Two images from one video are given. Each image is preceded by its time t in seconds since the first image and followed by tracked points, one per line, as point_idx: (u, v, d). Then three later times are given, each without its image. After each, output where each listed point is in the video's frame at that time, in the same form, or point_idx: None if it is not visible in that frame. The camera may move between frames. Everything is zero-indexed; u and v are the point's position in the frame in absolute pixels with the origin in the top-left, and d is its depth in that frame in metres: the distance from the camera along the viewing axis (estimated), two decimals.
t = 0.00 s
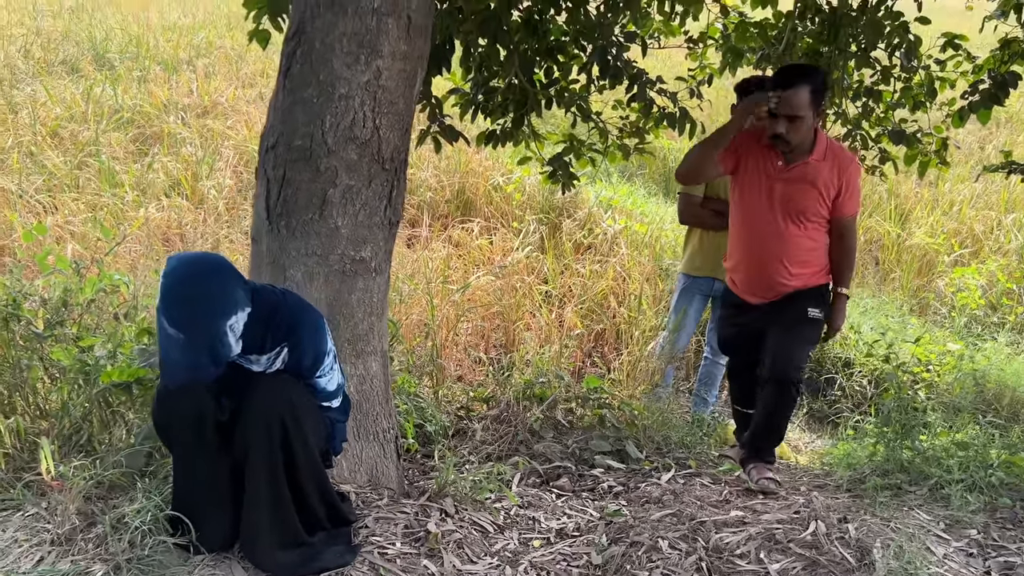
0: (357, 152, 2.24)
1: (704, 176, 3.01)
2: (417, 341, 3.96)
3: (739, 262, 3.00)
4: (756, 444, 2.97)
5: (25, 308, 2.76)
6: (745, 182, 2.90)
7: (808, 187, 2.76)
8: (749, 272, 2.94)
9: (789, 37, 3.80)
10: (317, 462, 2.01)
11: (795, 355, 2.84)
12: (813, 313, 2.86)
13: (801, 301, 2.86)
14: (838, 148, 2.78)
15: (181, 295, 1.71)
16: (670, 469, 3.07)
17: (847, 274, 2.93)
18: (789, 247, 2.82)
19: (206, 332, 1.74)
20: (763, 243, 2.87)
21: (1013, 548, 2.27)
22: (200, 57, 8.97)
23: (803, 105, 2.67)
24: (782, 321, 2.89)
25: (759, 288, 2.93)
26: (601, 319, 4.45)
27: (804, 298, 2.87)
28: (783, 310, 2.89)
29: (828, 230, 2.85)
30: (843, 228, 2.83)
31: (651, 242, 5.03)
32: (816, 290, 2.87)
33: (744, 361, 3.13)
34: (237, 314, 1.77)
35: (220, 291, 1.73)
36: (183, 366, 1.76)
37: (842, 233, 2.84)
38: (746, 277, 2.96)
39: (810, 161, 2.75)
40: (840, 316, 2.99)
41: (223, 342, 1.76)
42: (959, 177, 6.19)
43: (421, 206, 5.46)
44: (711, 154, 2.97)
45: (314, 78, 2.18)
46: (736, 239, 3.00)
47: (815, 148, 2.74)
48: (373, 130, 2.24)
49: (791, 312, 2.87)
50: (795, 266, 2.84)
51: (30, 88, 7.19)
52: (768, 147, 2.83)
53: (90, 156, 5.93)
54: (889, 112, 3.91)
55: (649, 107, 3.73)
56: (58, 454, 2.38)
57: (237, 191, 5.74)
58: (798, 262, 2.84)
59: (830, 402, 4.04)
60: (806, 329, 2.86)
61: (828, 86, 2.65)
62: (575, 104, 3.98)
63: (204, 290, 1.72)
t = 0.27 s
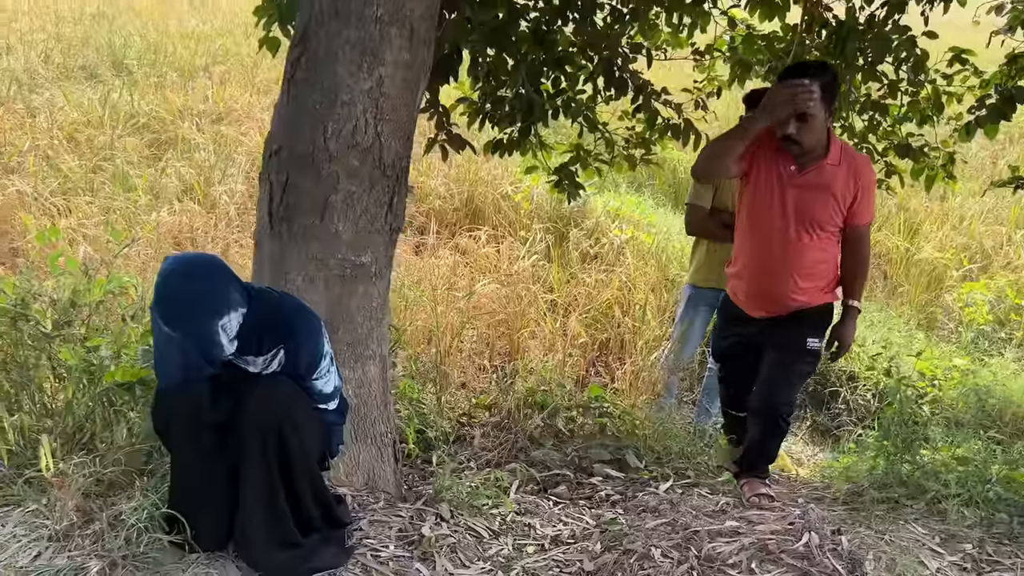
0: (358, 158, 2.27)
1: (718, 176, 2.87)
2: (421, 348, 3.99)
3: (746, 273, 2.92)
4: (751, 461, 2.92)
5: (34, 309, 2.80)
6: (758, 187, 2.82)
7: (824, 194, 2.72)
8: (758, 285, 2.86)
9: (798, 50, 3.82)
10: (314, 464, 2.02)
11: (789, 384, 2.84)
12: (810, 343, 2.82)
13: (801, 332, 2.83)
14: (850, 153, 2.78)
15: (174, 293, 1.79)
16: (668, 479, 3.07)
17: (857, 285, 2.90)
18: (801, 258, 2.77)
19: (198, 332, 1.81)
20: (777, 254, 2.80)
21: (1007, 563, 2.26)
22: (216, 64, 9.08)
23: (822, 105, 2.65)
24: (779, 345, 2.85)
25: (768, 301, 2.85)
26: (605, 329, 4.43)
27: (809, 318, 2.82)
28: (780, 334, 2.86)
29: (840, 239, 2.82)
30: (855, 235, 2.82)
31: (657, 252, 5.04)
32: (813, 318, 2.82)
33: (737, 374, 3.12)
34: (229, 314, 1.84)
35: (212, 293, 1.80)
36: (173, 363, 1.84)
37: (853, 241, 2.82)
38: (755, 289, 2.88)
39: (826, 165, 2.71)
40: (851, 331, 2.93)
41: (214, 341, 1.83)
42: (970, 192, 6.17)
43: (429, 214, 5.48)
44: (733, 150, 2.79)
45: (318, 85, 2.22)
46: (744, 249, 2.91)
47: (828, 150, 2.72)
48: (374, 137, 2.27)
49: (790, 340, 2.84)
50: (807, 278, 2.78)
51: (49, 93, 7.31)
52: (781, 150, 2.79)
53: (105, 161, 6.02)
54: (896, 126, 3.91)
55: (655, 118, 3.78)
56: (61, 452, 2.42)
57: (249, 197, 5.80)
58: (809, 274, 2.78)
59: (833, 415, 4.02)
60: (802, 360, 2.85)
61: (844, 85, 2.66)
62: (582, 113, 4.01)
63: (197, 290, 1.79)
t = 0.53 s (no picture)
0: (359, 167, 2.31)
1: (719, 173, 2.66)
2: (425, 355, 4.02)
3: (745, 275, 2.67)
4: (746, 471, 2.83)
5: (44, 309, 2.86)
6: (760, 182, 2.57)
7: (835, 189, 2.48)
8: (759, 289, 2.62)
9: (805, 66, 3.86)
10: (307, 467, 2.06)
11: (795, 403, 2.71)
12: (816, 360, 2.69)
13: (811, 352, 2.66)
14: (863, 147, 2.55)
15: (170, 291, 1.83)
16: (665, 490, 3.08)
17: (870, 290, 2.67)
18: (807, 260, 2.55)
19: (190, 330, 1.84)
20: (780, 255, 2.56)
21: None
22: (236, 72, 9.20)
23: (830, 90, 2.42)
24: (787, 363, 2.68)
25: (770, 306, 2.62)
26: (610, 340, 4.43)
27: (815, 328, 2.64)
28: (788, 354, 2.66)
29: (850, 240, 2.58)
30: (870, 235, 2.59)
31: (664, 264, 5.05)
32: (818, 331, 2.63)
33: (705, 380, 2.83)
34: (221, 314, 1.87)
35: (205, 293, 1.84)
36: (169, 358, 1.90)
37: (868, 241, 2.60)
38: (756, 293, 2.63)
39: (836, 160, 2.48)
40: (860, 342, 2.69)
41: (206, 340, 1.86)
42: (984, 210, 6.13)
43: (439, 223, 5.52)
44: (731, 141, 2.57)
45: (320, 96, 2.26)
46: (744, 248, 2.67)
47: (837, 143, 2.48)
48: (374, 147, 2.31)
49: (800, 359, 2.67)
50: (813, 281, 2.58)
51: (72, 99, 7.45)
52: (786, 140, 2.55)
53: (123, 166, 6.12)
54: (903, 142, 3.93)
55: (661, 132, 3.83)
56: (64, 450, 2.47)
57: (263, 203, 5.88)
58: (815, 277, 2.57)
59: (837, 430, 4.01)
60: (809, 380, 2.72)
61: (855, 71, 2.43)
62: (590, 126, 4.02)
63: (190, 290, 1.83)
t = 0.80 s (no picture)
0: (367, 176, 2.36)
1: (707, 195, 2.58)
2: (435, 363, 4.06)
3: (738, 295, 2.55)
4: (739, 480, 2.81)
5: (63, 311, 2.95)
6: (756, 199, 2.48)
7: (834, 210, 2.38)
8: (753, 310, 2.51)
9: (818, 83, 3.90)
10: (308, 468, 2.11)
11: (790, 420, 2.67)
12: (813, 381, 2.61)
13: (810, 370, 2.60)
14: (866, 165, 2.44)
15: (174, 292, 1.89)
16: (668, 501, 3.09)
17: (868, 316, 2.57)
18: (804, 282, 2.44)
19: (194, 330, 1.91)
20: (776, 275, 2.46)
21: None
22: (262, 82, 9.37)
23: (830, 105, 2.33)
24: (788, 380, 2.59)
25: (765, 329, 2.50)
26: (620, 352, 4.45)
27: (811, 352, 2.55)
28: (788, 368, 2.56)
29: (850, 262, 2.49)
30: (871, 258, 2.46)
31: (676, 278, 5.07)
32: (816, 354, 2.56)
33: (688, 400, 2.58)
34: (225, 314, 1.93)
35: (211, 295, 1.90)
36: (173, 356, 1.95)
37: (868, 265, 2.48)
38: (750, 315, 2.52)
39: (835, 178, 2.38)
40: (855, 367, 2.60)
41: (209, 340, 1.92)
42: (1002, 228, 6.09)
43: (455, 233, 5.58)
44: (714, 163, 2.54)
45: (331, 107, 2.33)
46: (738, 268, 2.56)
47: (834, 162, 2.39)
48: (383, 157, 2.36)
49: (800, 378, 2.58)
50: (809, 304, 2.47)
51: (100, 107, 7.64)
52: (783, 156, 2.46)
53: (148, 174, 6.26)
54: (916, 158, 3.97)
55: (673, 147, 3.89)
56: (77, 447, 2.54)
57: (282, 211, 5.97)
58: (812, 300, 2.47)
59: (846, 446, 4.00)
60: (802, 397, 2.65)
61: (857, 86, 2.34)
62: (602, 139, 4.04)
63: (194, 291, 1.89)
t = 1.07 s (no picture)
0: (380, 184, 2.41)
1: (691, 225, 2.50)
2: (449, 370, 4.10)
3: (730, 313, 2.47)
4: (753, 492, 2.76)
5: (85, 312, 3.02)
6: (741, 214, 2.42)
7: (821, 216, 2.31)
8: (748, 330, 2.43)
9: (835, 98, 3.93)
10: (317, 470, 2.15)
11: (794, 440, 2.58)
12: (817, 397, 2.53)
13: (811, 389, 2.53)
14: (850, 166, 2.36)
15: (188, 296, 1.97)
16: (676, 512, 3.10)
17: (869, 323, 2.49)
18: (798, 295, 2.37)
19: (207, 332, 1.98)
20: (769, 292, 2.38)
21: None
22: (286, 93, 9.51)
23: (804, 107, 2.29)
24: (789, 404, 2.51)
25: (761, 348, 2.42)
26: (634, 363, 4.46)
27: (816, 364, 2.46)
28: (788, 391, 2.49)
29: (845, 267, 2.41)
30: (866, 263, 2.39)
31: (691, 290, 5.08)
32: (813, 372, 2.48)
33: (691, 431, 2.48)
34: (236, 318, 2.00)
35: (221, 299, 1.98)
36: (186, 358, 2.02)
37: (864, 270, 2.40)
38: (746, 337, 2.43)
39: (819, 182, 2.31)
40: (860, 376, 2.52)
41: (221, 342, 2.00)
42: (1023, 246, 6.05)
43: (472, 243, 5.63)
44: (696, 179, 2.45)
45: (346, 116, 2.38)
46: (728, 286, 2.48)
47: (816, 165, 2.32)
48: (396, 165, 2.41)
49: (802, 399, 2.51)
50: (805, 316, 2.40)
51: (128, 116, 7.79)
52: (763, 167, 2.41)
53: (172, 181, 6.38)
54: (932, 174, 3.97)
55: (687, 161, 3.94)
56: (95, 445, 2.60)
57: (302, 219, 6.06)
58: (808, 312, 2.40)
59: (859, 462, 3.98)
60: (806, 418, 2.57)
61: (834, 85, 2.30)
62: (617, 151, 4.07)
63: (207, 295, 1.97)
